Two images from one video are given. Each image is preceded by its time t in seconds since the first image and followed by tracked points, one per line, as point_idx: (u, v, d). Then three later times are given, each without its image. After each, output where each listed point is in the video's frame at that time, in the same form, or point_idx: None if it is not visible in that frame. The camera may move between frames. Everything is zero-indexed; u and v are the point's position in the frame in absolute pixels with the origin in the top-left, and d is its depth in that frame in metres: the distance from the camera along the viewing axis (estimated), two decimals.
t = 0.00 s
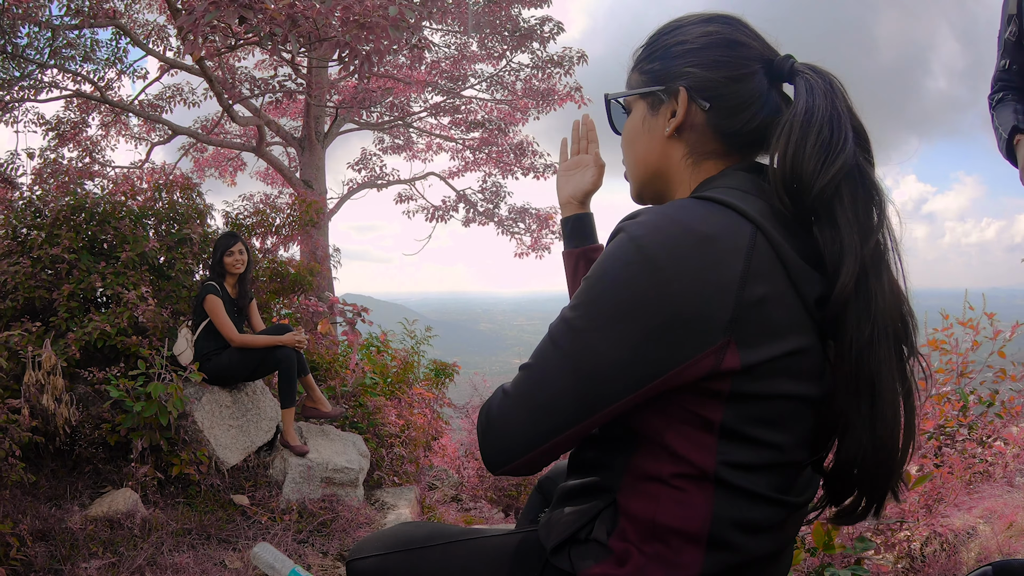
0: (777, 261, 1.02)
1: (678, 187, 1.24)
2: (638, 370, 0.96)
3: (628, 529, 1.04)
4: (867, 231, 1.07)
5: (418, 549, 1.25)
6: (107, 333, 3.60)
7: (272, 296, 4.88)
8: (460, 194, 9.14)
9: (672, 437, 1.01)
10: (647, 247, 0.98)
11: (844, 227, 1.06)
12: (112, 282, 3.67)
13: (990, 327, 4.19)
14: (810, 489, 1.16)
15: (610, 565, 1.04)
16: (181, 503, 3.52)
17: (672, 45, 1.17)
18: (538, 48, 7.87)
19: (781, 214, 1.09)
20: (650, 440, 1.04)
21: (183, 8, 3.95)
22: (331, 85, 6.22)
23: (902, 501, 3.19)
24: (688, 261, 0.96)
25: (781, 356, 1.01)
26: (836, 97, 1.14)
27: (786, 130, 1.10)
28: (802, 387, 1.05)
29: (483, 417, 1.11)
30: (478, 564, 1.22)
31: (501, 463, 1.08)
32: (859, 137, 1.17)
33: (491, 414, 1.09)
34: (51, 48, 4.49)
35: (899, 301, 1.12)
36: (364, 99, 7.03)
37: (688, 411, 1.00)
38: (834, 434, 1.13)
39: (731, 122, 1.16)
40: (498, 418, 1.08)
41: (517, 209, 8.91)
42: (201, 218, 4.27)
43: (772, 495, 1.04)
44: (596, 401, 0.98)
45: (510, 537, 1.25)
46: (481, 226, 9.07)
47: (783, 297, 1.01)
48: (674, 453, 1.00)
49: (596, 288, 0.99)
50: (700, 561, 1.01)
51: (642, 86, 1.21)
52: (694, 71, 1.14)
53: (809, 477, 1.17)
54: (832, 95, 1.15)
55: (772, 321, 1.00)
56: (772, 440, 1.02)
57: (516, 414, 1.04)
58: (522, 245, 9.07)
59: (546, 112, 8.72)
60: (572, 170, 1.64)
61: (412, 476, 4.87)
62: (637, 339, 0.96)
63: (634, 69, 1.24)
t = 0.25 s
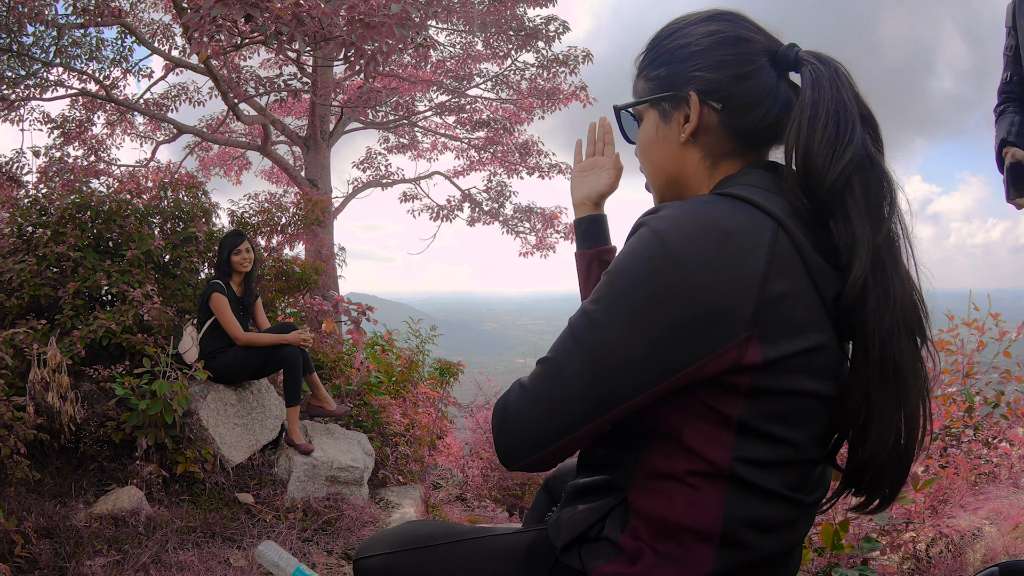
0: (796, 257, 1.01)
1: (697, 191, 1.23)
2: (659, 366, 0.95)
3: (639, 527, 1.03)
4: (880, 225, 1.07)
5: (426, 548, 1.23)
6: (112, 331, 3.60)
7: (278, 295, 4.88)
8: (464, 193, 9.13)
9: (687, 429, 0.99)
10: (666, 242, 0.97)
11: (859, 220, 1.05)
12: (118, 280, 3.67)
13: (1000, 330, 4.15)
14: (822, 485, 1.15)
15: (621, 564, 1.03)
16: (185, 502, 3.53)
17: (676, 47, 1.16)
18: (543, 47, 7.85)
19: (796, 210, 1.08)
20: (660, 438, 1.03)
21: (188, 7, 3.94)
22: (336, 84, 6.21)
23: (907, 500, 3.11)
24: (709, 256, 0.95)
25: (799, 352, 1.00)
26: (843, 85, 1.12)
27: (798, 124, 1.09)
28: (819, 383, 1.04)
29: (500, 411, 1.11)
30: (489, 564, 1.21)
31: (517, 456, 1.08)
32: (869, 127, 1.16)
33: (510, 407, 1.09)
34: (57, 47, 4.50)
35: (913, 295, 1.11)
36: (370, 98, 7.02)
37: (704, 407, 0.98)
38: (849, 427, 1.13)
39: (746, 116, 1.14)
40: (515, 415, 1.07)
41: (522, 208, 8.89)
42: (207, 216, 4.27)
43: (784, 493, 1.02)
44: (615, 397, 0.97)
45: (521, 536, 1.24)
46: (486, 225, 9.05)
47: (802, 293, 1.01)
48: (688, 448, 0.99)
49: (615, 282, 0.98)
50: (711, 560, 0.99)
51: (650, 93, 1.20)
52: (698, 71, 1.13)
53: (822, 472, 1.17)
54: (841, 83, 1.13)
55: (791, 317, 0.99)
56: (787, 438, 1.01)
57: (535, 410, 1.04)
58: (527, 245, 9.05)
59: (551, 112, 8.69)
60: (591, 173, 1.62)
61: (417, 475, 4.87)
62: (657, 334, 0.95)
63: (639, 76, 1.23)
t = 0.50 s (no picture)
0: (812, 253, 0.99)
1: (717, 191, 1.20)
2: (672, 361, 0.93)
3: (653, 524, 1.01)
4: (895, 222, 1.05)
5: (439, 547, 1.22)
6: (120, 330, 3.61)
7: (285, 294, 4.88)
8: (471, 193, 9.12)
9: (703, 422, 0.97)
10: (681, 238, 0.96)
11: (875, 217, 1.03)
12: (126, 279, 3.68)
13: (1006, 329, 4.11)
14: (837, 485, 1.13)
15: (637, 560, 1.01)
16: (193, 500, 3.53)
17: (691, 48, 1.14)
18: (549, 47, 7.83)
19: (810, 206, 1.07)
20: (671, 429, 1.01)
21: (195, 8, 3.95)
22: (342, 84, 6.21)
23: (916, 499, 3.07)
24: (724, 252, 0.94)
25: (814, 349, 0.98)
26: (854, 81, 1.10)
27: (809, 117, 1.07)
28: (833, 381, 1.02)
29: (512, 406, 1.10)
30: (503, 563, 1.19)
31: (529, 451, 1.08)
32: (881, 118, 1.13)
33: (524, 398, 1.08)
34: (64, 47, 4.52)
35: (929, 293, 1.09)
36: (376, 98, 7.02)
37: (719, 403, 0.96)
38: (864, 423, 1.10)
39: (762, 112, 1.12)
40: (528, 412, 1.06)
41: (528, 208, 8.87)
42: (214, 216, 4.27)
43: (799, 491, 1.01)
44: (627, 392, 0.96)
45: (535, 535, 1.21)
46: (492, 225, 9.04)
47: (817, 289, 0.99)
48: (703, 444, 0.97)
49: (630, 278, 0.97)
50: (727, 557, 0.98)
51: (667, 96, 1.17)
52: (710, 67, 1.11)
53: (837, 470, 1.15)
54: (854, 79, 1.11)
55: (807, 314, 0.97)
56: (802, 434, 0.99)
57: (548, 405, 1.03)
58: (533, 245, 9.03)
59: (557, 111, 8.68)
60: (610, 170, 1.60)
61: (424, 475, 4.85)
62: (670, 330, 0.93)
63: (653, 83, 1.20)
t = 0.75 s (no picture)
0: (822, 241, 0.99)
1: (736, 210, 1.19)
2: (683, 346, 0.93)
3: (663, 514, 0.98)
4: (907, 226, 1.04)
5: (449, 546, 1.21)
6: (129, 329, 3.62)
7: (293, 293, 4.88)
8: (478, 192, 9.10)
9: (716, 402, 0.96)
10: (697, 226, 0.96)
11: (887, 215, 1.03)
12: (134, 278, 3.69)
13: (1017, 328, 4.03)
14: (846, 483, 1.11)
15: (648, 552, 0.99)
16: (201, 499, 3.54)
17: (725, 72, 1.07)
18: (557, 47, 7.80)
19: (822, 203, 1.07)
20: (681, 409, 0.98)
21: (203, 8, 3.95)
22: (350, 84, 6.20)
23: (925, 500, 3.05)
24: (738, 238, 0.94)
25: (824, 339, 0.97)
26: (885, 100, 1.10)
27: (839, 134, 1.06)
28: (842, 372, 1.01)
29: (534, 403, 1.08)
30: (516, 560, 1.17)
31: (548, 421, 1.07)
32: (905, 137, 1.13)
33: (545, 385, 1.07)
34: (72, 47, 4.55)
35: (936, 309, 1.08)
36: (384, 98, 7.01)
37: (729, 383, 0.95)
38: (868, 426, 1.09)
39: (793, 123, 1.09)
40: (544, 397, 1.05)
41: (536, 208, 8.85)
42: (222, 215, 4.27)
43: (808, 478, 1.00)
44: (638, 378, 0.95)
45: (548, 531, 1.20)
46: (500, 225, 9.02)
47: (828, 280, 0.98)
48: (715, 426, 0.95)
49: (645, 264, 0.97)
50: (736, 546, 0.97)
51: (700, 124, 1.12)
52: (744, 87, 1.06)
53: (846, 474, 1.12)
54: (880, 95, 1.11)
55: (817, 304, 0.97)
56: (811, 419, 0.99)
57: (563, 388, 1.02)
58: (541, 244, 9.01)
59: (565, 111, 8.65)
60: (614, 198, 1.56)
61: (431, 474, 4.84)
62: (683, 315, 0.92)
63: (676, 98, 1.15)
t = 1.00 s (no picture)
0: (844, 240, 0.98)
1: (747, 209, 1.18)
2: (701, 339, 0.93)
3: (676, 516, 0.98)
4: (927, 228, 1.03)
5: (454, 545, 1.19)
6: (136, 329, 3.64)
7: (299, 293, 4.91)
8: (485, 192, 9.11)
9: (736, 403, 0.95)
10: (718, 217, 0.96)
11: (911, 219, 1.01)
12: (141, 279, 3.71)
13: None
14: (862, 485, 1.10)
15: (659, 555, 0.98)
16: (207, 498, 3.55)
17: (735, 70, 1.06)
18: (563, 47, 7.79)
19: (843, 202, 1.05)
20: (697, 408, 0.97)
21: (210, 9, 3.96)
22: (357, 84, 6.20)
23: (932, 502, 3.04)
24: (759, 234, 0.94)
25: (844, 339, 0.96)
26: (904, 102, 1.08)
27: (857, 135, 1.04)
28: (863, 374, 1.00)
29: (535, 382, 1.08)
30: (524, 559, 1.17)
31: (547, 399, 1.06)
32: (927, 140, 1.10)
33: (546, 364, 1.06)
34: (79, 49, 4.58)
35: (958, 310, 1.07)
36: (390, 98, 7.01)
37: (749, 384, 0.94)
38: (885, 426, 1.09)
39: (806, 121, 1.08)
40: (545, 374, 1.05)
41: (542, 208, 8.84)
42: (229, 215, 4.29)
43: (824, 484, 0.99)
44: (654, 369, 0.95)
45: (556, 532, 1.20)
46: (506, 225, 9.02)
47: (848, 281, 0.97)
48: (733, 429, 0.95)
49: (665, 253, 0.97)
50: (750, 550, 0.96)
51: (710, 121, 1.11)
52: (755, 85, 1.05)
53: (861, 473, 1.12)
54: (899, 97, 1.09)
55: (838, 304, 0.96)
56: (830, 423, 0.98)
57: (567, 366, 1.01)
58: (548, 244, 9.00)
59: (572, 111, 8.63)
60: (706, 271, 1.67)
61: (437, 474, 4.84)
62: (702, 310, 0.92)
63: (686, 95, 1.14)
